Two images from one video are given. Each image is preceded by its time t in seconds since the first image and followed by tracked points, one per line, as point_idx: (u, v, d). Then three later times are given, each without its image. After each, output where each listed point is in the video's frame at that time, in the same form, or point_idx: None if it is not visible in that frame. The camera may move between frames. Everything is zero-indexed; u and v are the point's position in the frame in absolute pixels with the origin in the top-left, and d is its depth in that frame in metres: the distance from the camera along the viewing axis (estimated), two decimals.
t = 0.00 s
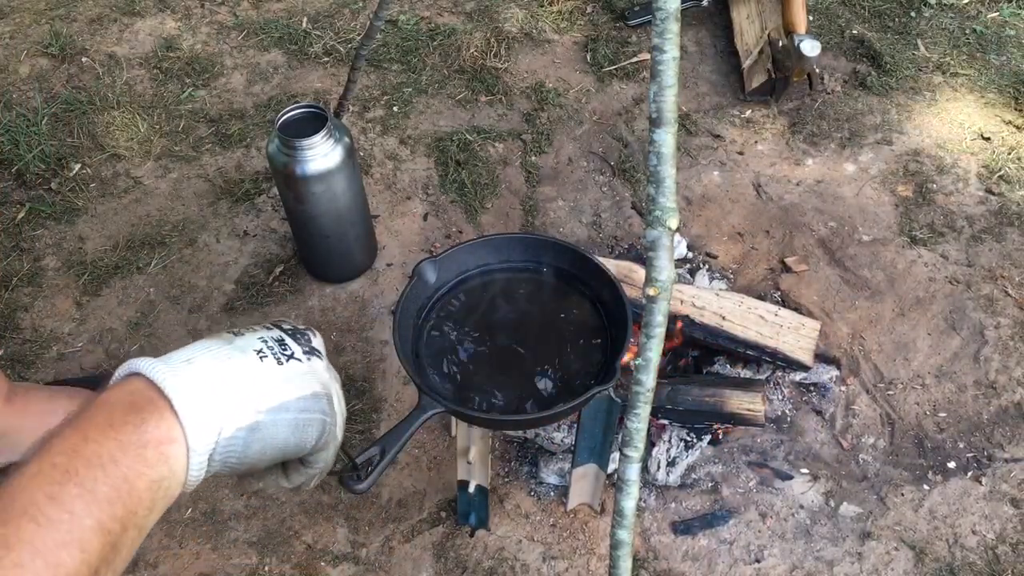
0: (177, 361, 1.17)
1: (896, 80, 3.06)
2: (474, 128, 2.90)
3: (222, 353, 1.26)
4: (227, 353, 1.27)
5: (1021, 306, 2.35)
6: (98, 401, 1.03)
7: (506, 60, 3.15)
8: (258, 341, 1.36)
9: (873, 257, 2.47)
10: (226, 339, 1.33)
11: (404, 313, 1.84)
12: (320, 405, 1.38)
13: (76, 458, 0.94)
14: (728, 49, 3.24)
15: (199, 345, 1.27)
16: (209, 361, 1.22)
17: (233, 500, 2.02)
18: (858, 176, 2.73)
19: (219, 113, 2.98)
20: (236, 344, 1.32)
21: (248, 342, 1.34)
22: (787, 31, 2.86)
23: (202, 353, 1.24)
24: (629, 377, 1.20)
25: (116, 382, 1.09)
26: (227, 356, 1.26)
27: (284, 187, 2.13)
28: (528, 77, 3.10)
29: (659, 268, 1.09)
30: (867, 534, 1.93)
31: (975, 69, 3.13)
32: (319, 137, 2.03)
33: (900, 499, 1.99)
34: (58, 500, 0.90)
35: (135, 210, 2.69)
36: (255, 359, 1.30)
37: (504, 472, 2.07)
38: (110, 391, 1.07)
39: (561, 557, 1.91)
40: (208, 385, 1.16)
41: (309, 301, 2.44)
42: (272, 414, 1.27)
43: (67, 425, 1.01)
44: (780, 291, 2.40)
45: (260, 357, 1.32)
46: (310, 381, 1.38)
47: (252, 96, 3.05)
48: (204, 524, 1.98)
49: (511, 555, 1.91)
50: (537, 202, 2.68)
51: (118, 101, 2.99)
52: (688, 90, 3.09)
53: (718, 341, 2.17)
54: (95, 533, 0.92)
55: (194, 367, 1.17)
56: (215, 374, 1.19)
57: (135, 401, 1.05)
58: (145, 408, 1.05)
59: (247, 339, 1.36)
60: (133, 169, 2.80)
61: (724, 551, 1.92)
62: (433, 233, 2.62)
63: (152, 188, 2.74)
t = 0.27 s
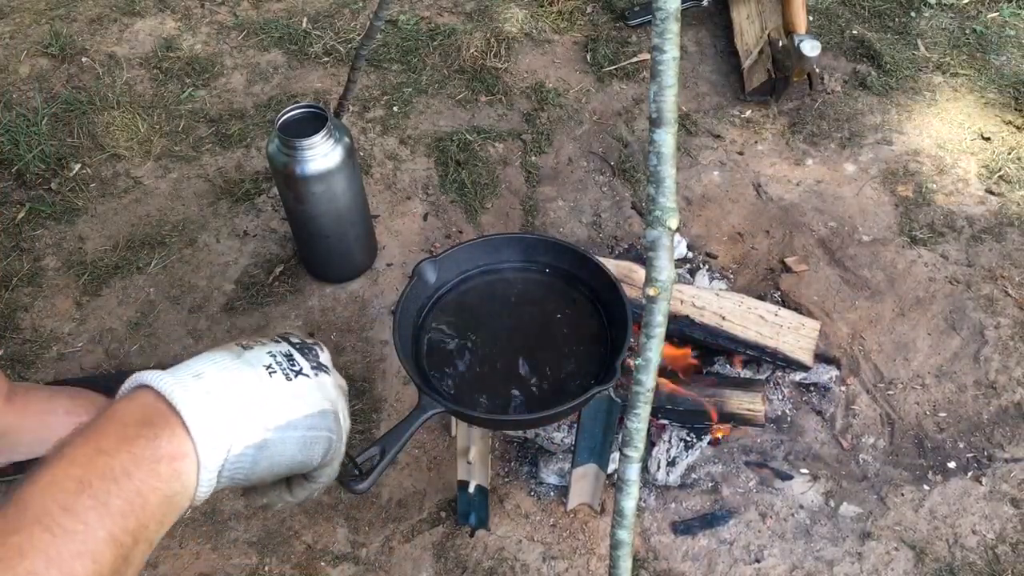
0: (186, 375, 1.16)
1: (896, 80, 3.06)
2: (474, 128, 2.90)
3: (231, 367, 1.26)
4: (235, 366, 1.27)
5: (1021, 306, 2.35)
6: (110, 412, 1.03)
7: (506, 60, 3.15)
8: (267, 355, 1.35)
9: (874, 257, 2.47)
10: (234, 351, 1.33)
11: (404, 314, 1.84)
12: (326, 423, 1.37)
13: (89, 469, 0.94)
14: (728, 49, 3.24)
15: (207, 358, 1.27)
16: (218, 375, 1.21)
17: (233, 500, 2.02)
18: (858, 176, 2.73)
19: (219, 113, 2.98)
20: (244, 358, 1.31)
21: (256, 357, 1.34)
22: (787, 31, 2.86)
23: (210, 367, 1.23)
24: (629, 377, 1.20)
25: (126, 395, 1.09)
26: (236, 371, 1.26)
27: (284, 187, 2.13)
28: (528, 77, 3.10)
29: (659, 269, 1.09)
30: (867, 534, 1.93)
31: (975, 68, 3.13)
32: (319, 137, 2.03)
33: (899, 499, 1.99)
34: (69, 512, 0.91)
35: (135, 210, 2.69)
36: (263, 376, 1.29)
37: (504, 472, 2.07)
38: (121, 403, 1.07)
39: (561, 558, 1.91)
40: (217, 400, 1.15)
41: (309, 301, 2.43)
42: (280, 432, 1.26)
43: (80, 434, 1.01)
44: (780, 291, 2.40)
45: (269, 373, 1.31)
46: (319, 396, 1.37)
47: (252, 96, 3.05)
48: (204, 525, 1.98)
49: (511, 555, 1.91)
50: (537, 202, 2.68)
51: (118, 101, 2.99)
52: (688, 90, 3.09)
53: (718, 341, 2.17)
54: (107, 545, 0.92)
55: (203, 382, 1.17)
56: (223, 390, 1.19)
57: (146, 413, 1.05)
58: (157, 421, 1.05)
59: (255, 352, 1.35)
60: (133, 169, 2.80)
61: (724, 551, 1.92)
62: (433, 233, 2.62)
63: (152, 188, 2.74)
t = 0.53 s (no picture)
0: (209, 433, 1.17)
1: (896, 81, 3.07)
2: (475, 128, 2.90)
3: (257, 427, 1.27)
4: (262, 428, 1.28)
5: (1021, 306, 2.35)
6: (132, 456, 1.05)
7: (506, 60, 3.15)
8: (295, 424, 1.35)
9: (874, 257, 2.47)
10: (267, 408, 1.34)
11: (404, 314, 1.84)
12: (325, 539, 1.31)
13: (105, 519, 0.96)
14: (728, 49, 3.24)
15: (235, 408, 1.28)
16: (241, 432, 1.22)
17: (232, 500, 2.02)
18: (858, 176, 2.73)
19: (219, 113, 2.98)
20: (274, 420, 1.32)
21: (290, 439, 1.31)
22: (787, 31, 2.86)
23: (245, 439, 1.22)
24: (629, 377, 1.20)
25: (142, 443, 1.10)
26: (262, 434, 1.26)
27: (284, 187, 2.13)
28: (528, 77, 3.10)
29: (659, 269, 1.09)
30: (867, 534, 1.93)
31: (975, 68, 3.13)
32: (319, 137, 2.03)
33: (899, 499, 1.99)
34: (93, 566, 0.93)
35: (135, 210, 2.69)
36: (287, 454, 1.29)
37: (504, 472, 2.07)
38: (142, 447, 1.09)
39: (561, 558, 1.91)
40: (232, 469, 1.15)
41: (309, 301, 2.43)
42: (290, 517, 1.25)
43: (112, 471, 1.03)
44: (780, 291, 2.41)
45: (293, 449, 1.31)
46: (332, 486, 1.35)
47: (252, 96, 3.05)
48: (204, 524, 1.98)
49: (511, 555, 1.91)
50: (537, 202, 2.68)
51: (118, 101, 2.99)
52: (688, 90, 3.09)
53: (718, 340, 2.17)
54: None
55: (225, 444, 1.17)
56: (244, 457, 1.19)
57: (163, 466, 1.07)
58: (174, 476, 1.07)
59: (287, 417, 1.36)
60: (133, 169, 2.80)
61: (724, 551, 1.92)
62: (433, 233, 2.62)
63: (152, 188, 2.74)
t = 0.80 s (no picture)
0: (206, 517, 1.32)
1: (896, 81, 3.07)
2: (475, 128, 2.90)
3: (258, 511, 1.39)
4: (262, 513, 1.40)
5: (1021, 306, 2.35)
6: (136, 530, 1.25)
7: (506, 60, 3.15)
8: (297, 510, 1.46)
9: (874, 257, 2.47)
10: (277, 485, 1.44)
11: (405, 313, 1.84)
12: None
13: None
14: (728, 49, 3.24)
15: (246, 481, 1.40)
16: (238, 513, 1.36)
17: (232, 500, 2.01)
18: (858, 176, 2.73)
19: (219, 113, 2.98)
20: (277, 501, 1.43)
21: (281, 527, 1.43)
22: (787, 31, 2.86)
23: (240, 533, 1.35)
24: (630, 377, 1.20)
25: (149, 511, 1.29)
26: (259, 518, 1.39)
27: (284, 187, 2.13)
28: (528, 77, 3.10)
29: (659, 269, 1.09)
30: (867, 534, 1.93)
31: (975, 69, 3.13)
32: (319, 137, 2.03)
33: (899, 499, 1.99)
34: None
35: (135, 210, 2.69)
36: (274, 544, 1.41)
37: (504, 472, 2.07)
38: (152, 518, 1.29)
39: (561, 558, 1.91)
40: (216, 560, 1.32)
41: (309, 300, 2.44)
42: None
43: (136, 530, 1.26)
44: (780, 291, 2.41)
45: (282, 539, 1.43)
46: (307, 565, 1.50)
47: (252, 96, 3.05)
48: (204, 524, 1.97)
49: (511, 555, 1.91)
50: (537, 202, 2.68)
51: (118, 101, 2.99)
52: (688, 90, 3.09)
53: (718, 340, 2.17)
54: None
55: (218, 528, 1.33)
56: (230, 544, 1.34)
57: (159, 545, 1.26)
58: (166, 555, 1.26)
59: (293, 500, 1.46)
60: (133, 169, 2.80)
61: (724, 551, 1.92)
62: (433, 233, 2.62)
63: (152, 188, 2.74)
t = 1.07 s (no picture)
0: None
1: (896, 81, 3.07)
2: (475, 128, 2.90)
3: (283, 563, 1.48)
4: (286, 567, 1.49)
5: (1021, 306, 2.35)
6: None
7: (506, 60, 3.16)
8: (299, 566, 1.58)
9: (874, 257, 2.47)
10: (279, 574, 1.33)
11: (405, 313, 1.84)
12: None
13: None
14: (728, 49, 3.24)
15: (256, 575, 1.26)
16: None
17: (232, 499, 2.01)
18: (858, 176, 2.73)
19: (219, 113, 2.98)
20: None
21: None
22: (787, 31, 2.86)
23: None
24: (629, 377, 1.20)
25: None
26: None
27: (284, 187, 2.13)
28: (528, 77, 3.10)
29: (659, 268, 1.09)
30: (867, 534, 1.93)
31: (975, 68, 3.13)
32: (319, 137, 2.03)
33: (899, 499, 1.99)
34: None
35: (135, 210, 2.69)
36: None
37: (504, 471, 2.07)
38: None
39: (561, 557, 1.91)
40: None
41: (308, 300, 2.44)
42: None
43: None
44: (780, 291, 2.40)
45: None
46: None
47: (251, 96, 3.05)
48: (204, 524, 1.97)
49: (511, 555, 1.91)
50: (537, 202, 2.68)
51: (118, 101, 3.00)
52: (688, 90, 3.09)
53: (718, 340, 2.17)
54: None
55: None
56: None
57: None
58: None
59: None
60: (133, 169, 2.80)
61: (724, 551, 1.92)
62: (433, 233, 2.62)
63: (152, 188, 2.74)
